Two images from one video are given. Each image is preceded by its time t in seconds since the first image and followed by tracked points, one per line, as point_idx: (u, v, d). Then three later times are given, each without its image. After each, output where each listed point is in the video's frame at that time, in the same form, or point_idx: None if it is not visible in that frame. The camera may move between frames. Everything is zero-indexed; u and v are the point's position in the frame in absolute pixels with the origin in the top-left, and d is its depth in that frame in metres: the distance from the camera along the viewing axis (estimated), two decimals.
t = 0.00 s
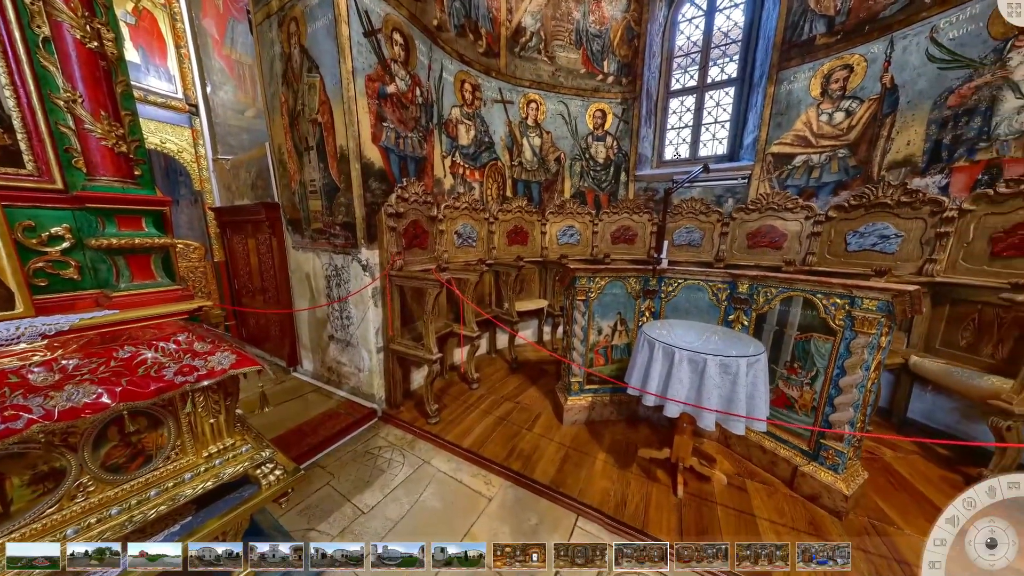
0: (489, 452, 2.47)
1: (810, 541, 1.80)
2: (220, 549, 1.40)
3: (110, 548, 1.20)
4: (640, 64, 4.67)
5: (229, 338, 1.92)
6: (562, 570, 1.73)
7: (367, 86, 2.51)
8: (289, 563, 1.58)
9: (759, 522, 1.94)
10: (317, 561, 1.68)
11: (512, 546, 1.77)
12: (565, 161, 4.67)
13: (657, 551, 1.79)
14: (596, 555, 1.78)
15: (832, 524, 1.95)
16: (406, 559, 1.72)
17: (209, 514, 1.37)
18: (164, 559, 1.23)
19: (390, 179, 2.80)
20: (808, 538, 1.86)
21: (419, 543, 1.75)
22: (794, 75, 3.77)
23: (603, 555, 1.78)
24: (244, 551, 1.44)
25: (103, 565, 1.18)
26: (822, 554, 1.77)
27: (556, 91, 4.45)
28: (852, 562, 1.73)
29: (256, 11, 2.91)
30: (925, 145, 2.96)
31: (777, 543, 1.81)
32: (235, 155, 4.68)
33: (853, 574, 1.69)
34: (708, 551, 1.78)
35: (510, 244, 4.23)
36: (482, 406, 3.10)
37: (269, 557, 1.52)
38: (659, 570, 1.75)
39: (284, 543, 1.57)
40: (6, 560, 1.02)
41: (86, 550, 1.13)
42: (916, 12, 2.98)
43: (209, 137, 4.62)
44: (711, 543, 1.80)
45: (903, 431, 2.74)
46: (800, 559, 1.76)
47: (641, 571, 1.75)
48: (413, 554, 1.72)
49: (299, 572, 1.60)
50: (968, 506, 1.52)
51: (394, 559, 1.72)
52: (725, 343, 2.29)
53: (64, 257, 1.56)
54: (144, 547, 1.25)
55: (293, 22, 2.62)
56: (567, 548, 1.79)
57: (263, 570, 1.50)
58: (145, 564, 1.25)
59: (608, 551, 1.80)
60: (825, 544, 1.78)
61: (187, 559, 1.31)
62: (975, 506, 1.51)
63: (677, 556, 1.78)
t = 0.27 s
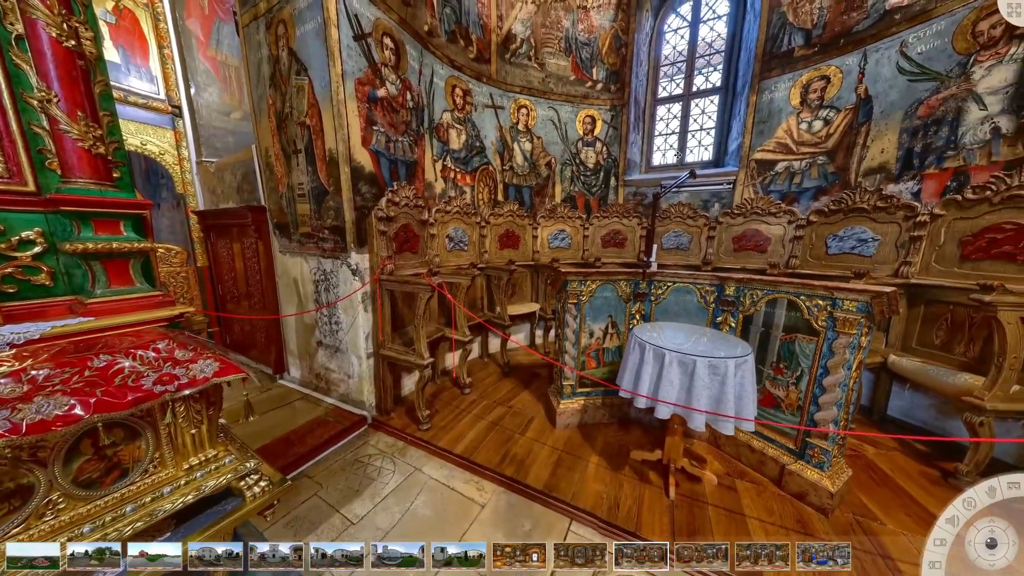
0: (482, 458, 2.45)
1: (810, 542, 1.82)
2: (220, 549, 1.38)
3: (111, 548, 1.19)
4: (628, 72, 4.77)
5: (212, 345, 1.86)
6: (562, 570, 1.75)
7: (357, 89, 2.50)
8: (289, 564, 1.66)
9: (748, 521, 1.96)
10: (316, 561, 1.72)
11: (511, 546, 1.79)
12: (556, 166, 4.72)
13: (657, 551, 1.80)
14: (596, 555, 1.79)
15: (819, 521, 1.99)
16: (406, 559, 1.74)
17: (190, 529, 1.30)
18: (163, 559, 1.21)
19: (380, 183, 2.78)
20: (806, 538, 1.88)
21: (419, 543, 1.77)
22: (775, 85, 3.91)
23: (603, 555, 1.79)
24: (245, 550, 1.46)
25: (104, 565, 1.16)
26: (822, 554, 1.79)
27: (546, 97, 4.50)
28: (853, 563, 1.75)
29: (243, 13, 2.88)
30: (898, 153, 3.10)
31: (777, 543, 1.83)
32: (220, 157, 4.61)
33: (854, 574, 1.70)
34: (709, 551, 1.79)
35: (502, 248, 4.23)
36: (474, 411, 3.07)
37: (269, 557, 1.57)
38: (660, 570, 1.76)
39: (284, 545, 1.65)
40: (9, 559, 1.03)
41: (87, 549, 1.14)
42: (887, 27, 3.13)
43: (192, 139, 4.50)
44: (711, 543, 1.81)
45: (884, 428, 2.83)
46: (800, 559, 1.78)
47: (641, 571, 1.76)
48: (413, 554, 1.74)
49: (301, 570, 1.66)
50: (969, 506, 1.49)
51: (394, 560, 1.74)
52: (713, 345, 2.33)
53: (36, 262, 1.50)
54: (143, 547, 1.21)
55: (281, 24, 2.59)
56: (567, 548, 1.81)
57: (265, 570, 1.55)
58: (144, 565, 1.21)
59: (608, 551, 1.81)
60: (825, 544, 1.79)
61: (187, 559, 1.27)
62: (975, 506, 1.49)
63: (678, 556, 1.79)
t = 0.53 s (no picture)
0: (473, 466, 2.41)
1: (811, 541, 1.83)
2: (219, 549, 1.53)
3: (111, 548, 1.18)
4: (615, 82, 4.89)
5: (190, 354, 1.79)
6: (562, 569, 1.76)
7: (346, 95, 2.48)
8: (289, 563, 1.69)
9: (738, 522, 1.98)
10: (316, 561, 1.73)
11: (511, 546, 1.82)
12: (546, 172, 4.78)
13: (657, 551, 1.82)
14: (596, 555, 1.81)
15: (805, 520, 2.03)
16: (406, 559, 1.74)
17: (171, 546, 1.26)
18: (164, 559, 1.26)
19: (369, 188, 2.76)
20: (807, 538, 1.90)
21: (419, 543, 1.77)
22: (754, 97, 4.07)
23: (602, 555, 1.81)
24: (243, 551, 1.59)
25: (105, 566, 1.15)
26: (822, 554, 1.80)
27: (536, 105, 4.57)
28: (852, 562, 1.77)
29: (229, 16, 2.84)
30: (870, 162, 3.26)
31: (777, 543, 1.85)
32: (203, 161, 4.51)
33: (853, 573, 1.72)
34: (708, 551, 1.81)
35: (492, 253, 4.23)
36: (465, 419, 3.03)
37: (269, 557, 1.67)
38: (659, 570, 1.78)
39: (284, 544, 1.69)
40: (7, 560, 1.02)
41: (87, 549, 1.13)
42: (856, 44, 3.31)
43: (175, 143, 4.39)
44: (711, 543, 1.83)
45: (864, 426, 2.92)
46: (800, 559, 1.80)
47: (641, 571, 1.78)
48: (413, 554, 1.75)
49: (302, 570, 1.70)
50: (967, 505, 1.52)
51: (394, 560, 1.75)
52: (701, 348, 2.37)
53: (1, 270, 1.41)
54: (144, 546, 1.25)
55: (268, 29, 2.56)
56: (567, 548, 1.82)
57: (266, 569, 1.65)
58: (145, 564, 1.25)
59: (608, 551, 1.83)
60: (825, 544, 1.81)
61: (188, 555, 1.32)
62: (974, 506, 1.51)
63: (678, 556, 1.81)
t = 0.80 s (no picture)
0: (464, 474, 2.37)
1: (811, 542, 1.86)
2: (219, 549, 1.62)
3: (111, 547, 1.16)
4: (603, 91, 5.01)
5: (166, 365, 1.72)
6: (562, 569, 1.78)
7: (334, 100, 2.47)
8: (289, 563, 1.74)
9: (729, 524, 2.00)
10: (316, 561, 1.76)
11: (511, 546, 1.84)
12: (536, 179, 4.83)
13: (657, 551, 1.84)
14: (596, 555, 1.83)
15: (792, 520, 2.06)
16: (406, 559, 1.78)
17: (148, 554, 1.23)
18: (164, 559, 1.22)
19: (358, 194, 2.73)
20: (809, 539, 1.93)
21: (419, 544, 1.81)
22: (735, 108, 4.23)
23: (602, 555, 1.84)
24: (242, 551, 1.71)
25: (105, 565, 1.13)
26: (823, 554, 1.83)
27: (525, 113, 4.63)
28: (852, 562, 1.80)
29: (214, 18, 2.79)
30: (844, 171, 3.41)
31: (776, 543, 1.88)
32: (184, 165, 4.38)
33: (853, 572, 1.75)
34: (709, 551, 1.83)
35: (483, 259, 4.22)
36: (455, 426, 2.98)
37: (269, 557, 1.74)
38: (660, 570, 1.80)
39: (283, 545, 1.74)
40: (7, 560, 1.02)
41: (86, 549, 1.12)
42: (828, 60, 3.48)
43: (154, 145, 4.28)
44: (711, 543, 1.85)
45: (846, 426, 3.00)
46: (801, 559, 1.83)
47: (641, 571, 1.80)
48: (412, 554, 1.79)
49: (303, 570, 1.74)
50: (968, 505, 1.59)
51: (394, 560, 1.78)
52: (689, 351, 2.41)
53: None
54: (143, 546, 1.21)
55: (254, 32, 2.53)
56: (567, 548, 1.84)
57: (266, 568, 1.71)
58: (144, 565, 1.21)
59: (608, 551, 1.85)
60: (825, 545, 1.84)
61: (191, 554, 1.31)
62: (975, 506, 1.58)
63: (678, 556, 1.83)
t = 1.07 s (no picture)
0: (455, 483, 2.32)
1: (810, 542, 1.87)
2: (220, 549, 1.66)
3: (111, 548, 1.17)
4: (591, 101, 5.12)
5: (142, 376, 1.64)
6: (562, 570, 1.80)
7: (323, 104, 2.45)
8: (289, 563, 1.75)
9: (719, 526, 2.02)
10: (316, 561, 1.77)
11: (511, 546, 1.86)
12: (526, 185, 4.87)
13: (657, 551, 1.86)
14: (596, 555, 1.86)
15: (780, 520, 2.10)
16: (406, 559, 1.80)
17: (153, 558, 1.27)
18: (165, 558, 1.24)
19: (346, 199, 2.69)
20: (808, 540, 1.94)
21: (418, 543, 1.82)
22: (717, 118, 4.38)
23: (602, 554, 1.86)
24: (244, 552, 1.74)
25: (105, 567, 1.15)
26: (822, 554, 1.84)
27: (515, 120, 4.69)
28: (852, 562, 1.81)
29: (198, 21, 2.74)
30: (821, 180, 3.56)
31: (776, 543, 1.89)
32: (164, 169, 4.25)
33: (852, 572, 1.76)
34: (709, 551, 1.85)
35: (473, 264, 4.21)
36: (446, 434, 2.94)
37: (269, 556, 1.76)
38: (659, 570, 1.82)
39: (283, 545, 1.76)
40: (8, 560, 1.03)
41: (87, 549, 1.13)
42: (804, 75, 3.65)
43: (133, 148, 4.15)
44: (711, 544, 1.87)
45: (828, 426, 3.09)
46: (800, 559, 1.84)
47: (641, 571, 1.82)
48: (412, 554, 1.80)
49: (303, 569, 1.76)
50: (968, 506, 1.58)
51: (394, 560, 1.80)
52: (678, 355, 2.44)
53: None
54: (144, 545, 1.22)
55: (240, 35, 2.50)
56: (567, 549, 1.86)
57: (266, 568, 1.73)
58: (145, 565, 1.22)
59: (608, 550, 1.87)
60: (824, 545, 1.85)
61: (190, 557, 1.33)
62: (975, 507, 1.57)
63: (678, 556, 1.85)
